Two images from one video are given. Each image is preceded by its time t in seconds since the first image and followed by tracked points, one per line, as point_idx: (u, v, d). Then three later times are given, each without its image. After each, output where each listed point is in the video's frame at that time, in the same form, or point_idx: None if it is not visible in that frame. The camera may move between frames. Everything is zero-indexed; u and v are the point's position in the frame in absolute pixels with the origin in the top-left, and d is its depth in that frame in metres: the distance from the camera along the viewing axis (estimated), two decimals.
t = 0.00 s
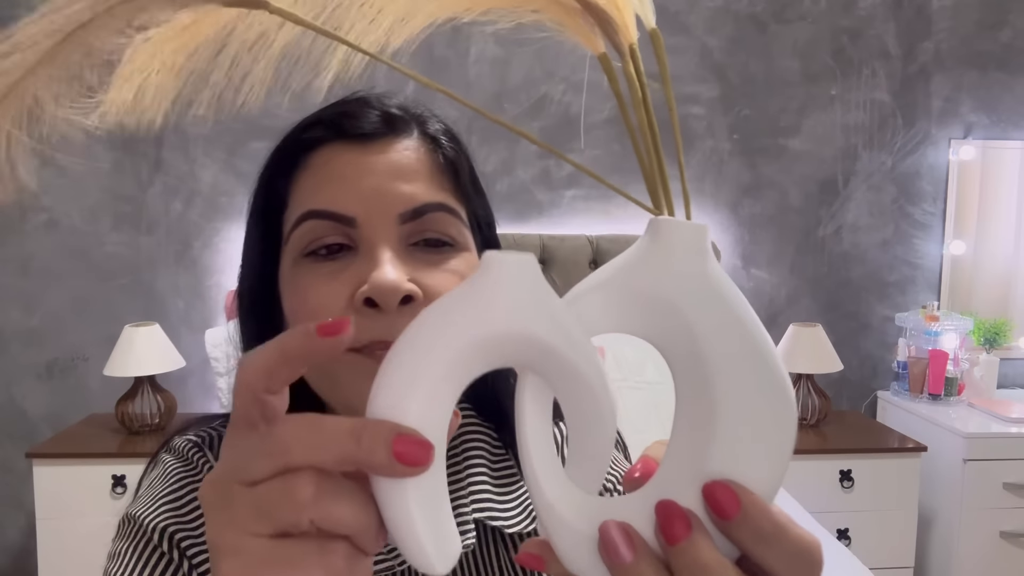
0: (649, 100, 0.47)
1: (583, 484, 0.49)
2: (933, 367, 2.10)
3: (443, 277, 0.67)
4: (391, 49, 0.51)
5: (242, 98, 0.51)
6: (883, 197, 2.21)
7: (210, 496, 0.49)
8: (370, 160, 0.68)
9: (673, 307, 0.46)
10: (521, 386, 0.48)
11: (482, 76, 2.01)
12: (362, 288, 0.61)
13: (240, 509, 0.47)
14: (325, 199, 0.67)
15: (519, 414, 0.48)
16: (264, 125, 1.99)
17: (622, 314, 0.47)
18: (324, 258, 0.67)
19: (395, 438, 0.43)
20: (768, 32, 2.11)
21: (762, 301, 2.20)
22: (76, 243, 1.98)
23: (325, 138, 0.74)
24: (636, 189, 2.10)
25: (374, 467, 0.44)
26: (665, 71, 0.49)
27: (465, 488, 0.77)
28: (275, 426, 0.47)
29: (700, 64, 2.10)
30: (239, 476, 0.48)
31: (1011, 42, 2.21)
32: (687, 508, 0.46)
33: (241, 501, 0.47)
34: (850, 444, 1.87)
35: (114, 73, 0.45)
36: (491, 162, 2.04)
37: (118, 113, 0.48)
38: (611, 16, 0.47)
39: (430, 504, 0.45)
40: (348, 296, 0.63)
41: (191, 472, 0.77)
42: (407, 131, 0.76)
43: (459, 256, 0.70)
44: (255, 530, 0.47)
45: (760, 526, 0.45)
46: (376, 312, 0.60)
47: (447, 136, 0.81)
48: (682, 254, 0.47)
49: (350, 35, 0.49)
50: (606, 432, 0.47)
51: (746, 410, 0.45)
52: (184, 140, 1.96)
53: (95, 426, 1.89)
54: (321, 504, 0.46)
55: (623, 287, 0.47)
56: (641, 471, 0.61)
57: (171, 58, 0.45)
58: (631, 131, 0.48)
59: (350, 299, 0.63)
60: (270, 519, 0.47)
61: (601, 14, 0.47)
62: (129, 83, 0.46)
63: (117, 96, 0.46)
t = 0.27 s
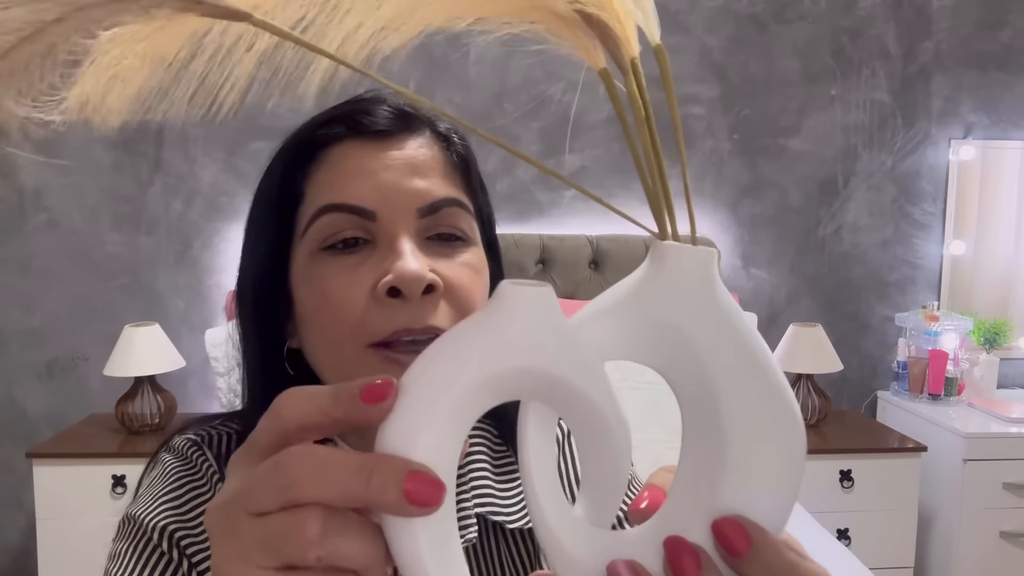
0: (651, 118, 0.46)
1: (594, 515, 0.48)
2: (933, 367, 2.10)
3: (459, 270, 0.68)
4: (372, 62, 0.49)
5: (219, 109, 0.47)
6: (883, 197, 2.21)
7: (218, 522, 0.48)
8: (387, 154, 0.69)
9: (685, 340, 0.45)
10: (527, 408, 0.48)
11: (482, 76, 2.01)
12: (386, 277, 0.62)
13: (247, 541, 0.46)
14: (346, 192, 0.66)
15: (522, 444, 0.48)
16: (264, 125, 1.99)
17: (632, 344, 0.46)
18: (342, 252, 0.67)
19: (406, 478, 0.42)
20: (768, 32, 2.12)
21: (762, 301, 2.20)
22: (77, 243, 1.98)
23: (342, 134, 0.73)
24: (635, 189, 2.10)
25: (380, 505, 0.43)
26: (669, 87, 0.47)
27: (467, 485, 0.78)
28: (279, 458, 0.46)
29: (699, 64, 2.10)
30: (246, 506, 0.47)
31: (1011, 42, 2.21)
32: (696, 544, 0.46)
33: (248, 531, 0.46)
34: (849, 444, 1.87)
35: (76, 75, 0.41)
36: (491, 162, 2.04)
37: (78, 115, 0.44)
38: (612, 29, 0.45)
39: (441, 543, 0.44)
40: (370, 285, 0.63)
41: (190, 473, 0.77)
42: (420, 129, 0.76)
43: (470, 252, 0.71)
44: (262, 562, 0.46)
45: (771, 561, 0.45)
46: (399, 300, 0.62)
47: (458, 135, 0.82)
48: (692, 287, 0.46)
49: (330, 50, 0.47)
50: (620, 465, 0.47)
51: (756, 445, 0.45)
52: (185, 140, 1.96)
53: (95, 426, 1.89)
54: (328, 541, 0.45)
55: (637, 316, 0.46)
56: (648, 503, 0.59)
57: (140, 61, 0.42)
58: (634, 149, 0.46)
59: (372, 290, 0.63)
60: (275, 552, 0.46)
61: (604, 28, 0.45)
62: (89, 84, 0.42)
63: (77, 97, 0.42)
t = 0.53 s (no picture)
0: (648, 125, 0.45)
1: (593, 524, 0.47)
2: (935, 367, 2.09)
3: (467, 268, 0.67)
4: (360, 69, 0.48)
5: (204, 113, 0.46)
6: (884, 197, 2.20)
7: (219, 532, 0.48)
8: (398, 152, 0.68)
9: (682, 353, 0.45)
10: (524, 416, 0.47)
11: (482, 75, 2.00)
12: (396, 273, 0.62)
13: (248, 552, 0.46)
14: (358, 188, 0.66)
15: (516, 455, 0.47)
16: (263, 125, 1.98)
17: (629, 354, 0.46)
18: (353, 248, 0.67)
19: (403, 488, 0.41)
20: (769, 31, 2.11)
21: (763, 301, 2.20)
22: (75, 243, 1.97)
23: (355, 133, 0.72)
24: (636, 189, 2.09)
25: (377, 519, 0.42)
26: (666, 95, 0.46)
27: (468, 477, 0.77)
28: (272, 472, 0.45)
29: (700, 63, 2.09)
30: (246, 519, 0.46)
31: (1013, 42, 2.20)
32: (691, 559, 0.46)
33: (249, 543, 0.46)
34: (851, 444, 1.86)
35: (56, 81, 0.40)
36: (491, 162, 2.04)
37: (54, 124, 0.43)
38: (610, 37, 0.44)
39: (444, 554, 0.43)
40: (381, 281, 0.63)
41: (193, 467, 0.76)
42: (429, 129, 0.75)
43: (478, 252, 0.71)
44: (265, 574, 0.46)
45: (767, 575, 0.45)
46: (410, 296, 0.61)
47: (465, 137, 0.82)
48: (687, 299, 0.46)
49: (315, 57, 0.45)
50: (620, 469, 0.46)
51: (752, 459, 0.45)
52: (183, 139, 1.95)
53: (94, 427, 1.88)
54: (330, 555, 0.44)
55: (636, 326, 0.46)
56: (642, 514, 0.63)
57: (120, 67, 0.41)
58: (631, 157, 0.45)
59: (384, 286, 0.62)
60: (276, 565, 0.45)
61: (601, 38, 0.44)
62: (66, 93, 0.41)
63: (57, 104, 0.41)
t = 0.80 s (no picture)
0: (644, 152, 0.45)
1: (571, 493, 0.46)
2: (935, 367, 2.09)
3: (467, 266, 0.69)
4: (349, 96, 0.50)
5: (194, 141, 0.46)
6: (884, 196, 2.20)
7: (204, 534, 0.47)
8: (402, 152, 0.67)
9: (675, 380, 0.46)
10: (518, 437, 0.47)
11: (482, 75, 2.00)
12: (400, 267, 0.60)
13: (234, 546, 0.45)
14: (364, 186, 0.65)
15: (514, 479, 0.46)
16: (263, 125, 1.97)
17: (625, 377, 0.46)
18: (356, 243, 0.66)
19: (353, 461, 0.41)
20: (769, 31, 2.11)
21: (763, 301, 2.20)
22: (75, 243, 1.97)
23: (359, 134, 0.72)
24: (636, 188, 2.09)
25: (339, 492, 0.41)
26: (660, 116, 0.47)
27: (472, 471, 0.76)
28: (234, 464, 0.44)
29: (700, 63, 2.09)
30: (225, 513, 0.46)
31: (1013, 42, 2.20)
32: None
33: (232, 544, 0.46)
34: (851, 444, 1.86)
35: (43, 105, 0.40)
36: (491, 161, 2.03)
37: (42, 151, 0.43)
38: (604, 62, 0.44)
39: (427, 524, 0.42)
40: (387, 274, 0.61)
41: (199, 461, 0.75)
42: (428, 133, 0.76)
43: (479, 247, 0.72)
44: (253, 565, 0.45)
45: None
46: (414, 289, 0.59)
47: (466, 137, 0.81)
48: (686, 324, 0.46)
49: (305, 86, 0.46)
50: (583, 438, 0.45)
51: (747, 484, 0.45)
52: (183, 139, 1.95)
53: (94, 427, 1.88)
54: (316, 536, 0.44)
55: (632, 350, 0.46)
56: (643, 536, 0.61)
57: (108, 98, 0.41)
58: (626, 184, 0.45)
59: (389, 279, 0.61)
60: (262, 555, 0.45)
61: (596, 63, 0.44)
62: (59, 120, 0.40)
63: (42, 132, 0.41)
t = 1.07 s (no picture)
0: (667, 148, 0.46)
1: (501, 509, 0.47)
2: (934, 367, 2.09)
3: (467, 267, 0.68)
4: (378, 98, 0.51)
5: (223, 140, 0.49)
6: (883, 197, 2.21)
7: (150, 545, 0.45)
8: (403, 152, 0.68)
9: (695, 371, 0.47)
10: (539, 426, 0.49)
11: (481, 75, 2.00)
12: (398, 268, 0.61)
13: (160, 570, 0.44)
14: (365, 186, 0.66)
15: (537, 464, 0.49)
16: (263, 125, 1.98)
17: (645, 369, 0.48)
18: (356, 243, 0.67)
19: (268, 480, 0.41)
20: (768, 31, 2.11)
21: (763, 301, 2.20)
22: (75, 244, 1.97)
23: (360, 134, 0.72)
24: (635, 189, 2.09)
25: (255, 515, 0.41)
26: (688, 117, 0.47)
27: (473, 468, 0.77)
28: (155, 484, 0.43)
29: (700, 64, 2.09)
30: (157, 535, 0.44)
31: (1012, 42, 2.21)
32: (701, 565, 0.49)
33: (156, 570, 0.44)
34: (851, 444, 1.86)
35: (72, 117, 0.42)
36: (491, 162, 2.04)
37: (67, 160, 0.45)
38: (630, 59, 0.46)
39: (344, 535, 0.43)
40: (384, 274, 0.62)
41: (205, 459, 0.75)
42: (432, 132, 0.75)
43: (479, 249, 0.72)
44: None
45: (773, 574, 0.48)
46: (411, 291, 0.61)
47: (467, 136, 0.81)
48: (707, 317, 0.48)
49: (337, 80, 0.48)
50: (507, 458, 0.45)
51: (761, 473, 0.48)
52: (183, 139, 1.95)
53: (94, 427, 1.89)
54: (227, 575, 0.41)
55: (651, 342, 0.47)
56: (657, 520, 0.61)
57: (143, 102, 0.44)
58: (649, 177, 0.46)
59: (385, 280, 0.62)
60: None
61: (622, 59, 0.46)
62: (84, 131, 0.43)
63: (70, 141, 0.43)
